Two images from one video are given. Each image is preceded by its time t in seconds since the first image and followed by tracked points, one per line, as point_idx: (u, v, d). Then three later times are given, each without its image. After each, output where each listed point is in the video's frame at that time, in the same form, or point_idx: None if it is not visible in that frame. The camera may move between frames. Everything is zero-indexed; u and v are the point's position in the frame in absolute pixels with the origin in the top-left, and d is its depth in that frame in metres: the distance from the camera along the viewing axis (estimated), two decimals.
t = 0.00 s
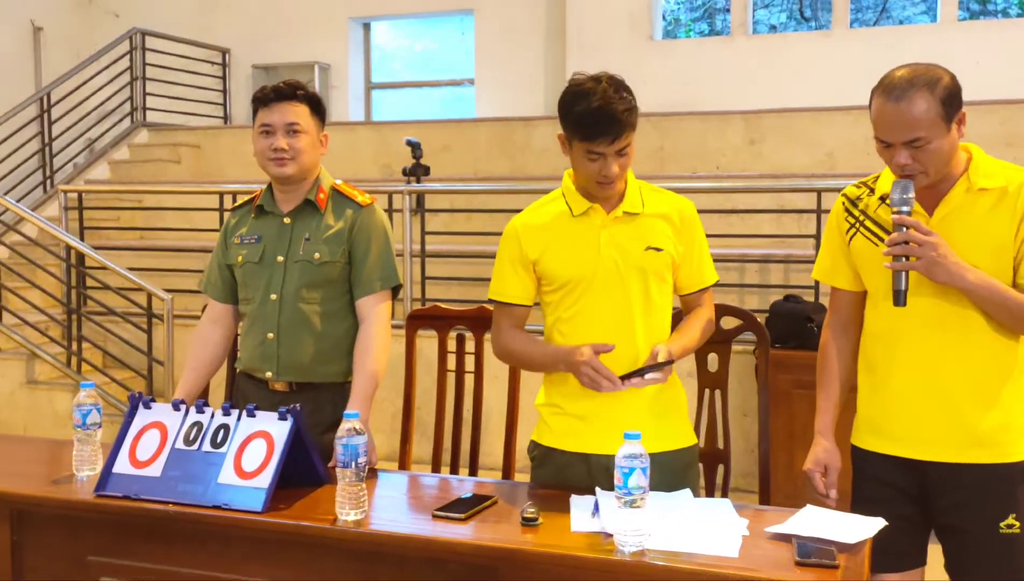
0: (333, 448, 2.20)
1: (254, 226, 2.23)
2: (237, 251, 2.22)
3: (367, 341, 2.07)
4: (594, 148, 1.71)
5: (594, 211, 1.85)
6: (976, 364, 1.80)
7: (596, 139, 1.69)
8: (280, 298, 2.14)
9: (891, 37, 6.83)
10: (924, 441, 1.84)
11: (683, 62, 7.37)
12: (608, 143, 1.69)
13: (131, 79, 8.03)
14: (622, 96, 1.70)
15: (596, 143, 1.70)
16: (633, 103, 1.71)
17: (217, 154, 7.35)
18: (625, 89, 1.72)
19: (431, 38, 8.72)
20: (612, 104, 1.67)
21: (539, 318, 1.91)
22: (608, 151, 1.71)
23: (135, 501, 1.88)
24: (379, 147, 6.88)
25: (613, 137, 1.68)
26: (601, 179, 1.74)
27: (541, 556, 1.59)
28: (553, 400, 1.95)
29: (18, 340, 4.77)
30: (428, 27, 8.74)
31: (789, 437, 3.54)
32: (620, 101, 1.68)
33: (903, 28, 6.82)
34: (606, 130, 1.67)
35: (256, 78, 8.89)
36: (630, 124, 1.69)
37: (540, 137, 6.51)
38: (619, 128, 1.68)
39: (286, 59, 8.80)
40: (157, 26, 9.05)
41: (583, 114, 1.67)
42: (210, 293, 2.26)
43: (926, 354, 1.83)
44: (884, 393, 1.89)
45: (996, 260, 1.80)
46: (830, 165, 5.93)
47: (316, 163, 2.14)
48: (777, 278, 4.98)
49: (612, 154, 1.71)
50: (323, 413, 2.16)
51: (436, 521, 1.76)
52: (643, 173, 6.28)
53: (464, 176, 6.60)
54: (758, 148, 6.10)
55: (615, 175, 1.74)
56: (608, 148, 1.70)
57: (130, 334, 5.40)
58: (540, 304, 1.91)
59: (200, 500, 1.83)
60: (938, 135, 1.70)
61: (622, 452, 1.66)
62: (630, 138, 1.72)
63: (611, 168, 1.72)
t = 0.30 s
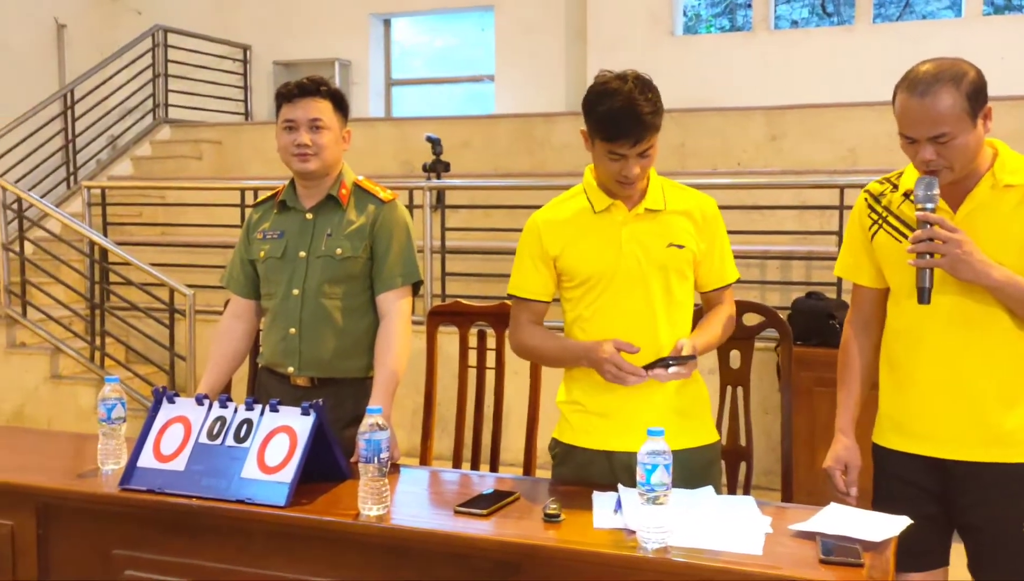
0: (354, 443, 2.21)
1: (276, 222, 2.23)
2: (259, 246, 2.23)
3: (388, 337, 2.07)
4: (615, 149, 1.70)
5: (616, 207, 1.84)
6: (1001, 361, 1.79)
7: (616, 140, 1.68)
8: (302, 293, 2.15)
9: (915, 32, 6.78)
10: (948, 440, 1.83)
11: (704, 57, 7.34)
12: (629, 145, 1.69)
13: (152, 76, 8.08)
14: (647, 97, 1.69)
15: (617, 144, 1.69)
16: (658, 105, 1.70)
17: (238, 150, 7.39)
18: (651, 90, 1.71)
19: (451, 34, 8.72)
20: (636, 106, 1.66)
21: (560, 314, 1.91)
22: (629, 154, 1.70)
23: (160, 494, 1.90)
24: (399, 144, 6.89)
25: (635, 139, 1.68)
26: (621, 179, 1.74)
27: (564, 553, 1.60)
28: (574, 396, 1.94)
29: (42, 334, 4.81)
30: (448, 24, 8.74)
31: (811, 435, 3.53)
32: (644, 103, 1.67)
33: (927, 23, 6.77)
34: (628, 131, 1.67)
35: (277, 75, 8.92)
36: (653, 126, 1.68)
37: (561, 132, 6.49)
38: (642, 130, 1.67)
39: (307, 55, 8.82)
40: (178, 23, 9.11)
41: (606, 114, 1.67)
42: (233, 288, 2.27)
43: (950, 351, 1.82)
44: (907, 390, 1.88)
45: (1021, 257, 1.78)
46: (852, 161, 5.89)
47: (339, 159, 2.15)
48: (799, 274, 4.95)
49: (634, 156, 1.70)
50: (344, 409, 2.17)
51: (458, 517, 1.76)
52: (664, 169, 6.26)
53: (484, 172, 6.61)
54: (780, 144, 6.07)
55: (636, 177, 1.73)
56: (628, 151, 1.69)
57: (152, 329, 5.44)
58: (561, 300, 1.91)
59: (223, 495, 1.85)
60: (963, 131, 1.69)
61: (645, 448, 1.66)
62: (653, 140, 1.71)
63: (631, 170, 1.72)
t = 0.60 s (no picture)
0: (378, 439, 2.21)
1: (299, 218, 2.24)
2: (283, 242, 2.24)
3: (412, 333, 2.08)
4: (644, 148, 1.70)
5: (642, 203, 1.84)
6: None
7: (645, 139, 1.68)
8: (325, 289, 2.16)
9: (939, 27, 6.72)
10: (976, 438, 1.81)
11: (727, 53, 7.31)
12: (657, 145, 1.69)
13: (175, 73, 8.13)
14: (675, 96, 1.69)
15: (645, 143, 1.69)
16: (686, 103, 1.70)
17: (261, 146, 7.43)
18: (680, 88, 1.71)
19: (473, 31, 8.72)
20: (665, 105, 1.66)
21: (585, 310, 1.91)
22: (657, 153, 1.70)
23: (186, 489, 1.91)
24: (421, 141, 6.90)
25: (664, 138, 1.68)
26: (648, 178, 1.74)
27: (589, 549, 1.59)
28: (598, 393, 1.94)
29: (68, 330, 4.85)
30: (471, 20, 8.73)
31: (835, 431, 3.52)
32: (673, 101, 1.67)
33: (954, 18, 6.70)
34: (657, 131, 1.66)
35: (300, 72, 8.95)
36: (683, 124, 1.68)
37: (582, 129, 6.48)
38: (671, 129, 1.67)
39: (329, 52, 8.85)
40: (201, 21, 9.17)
41: (635, 113, 1.66)
42: (255, 284, 2.28)
43: (979, 349, 1.80)
44: (934, 388, 1.87)
45: None
46: (877, 157, 5.85)
47: (362, 155, 2.16)
48: (823, 271, 4.93)
49: (662, 155, 1.70)
50: (368, 404, 2.18)
51: (483, 513, 1.76)
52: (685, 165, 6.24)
53: (506, 169, 6.61)
54: (803, 140, 6.03)
55: (663, 175, 1.73)
56: (657, 150, 1.69)
57: (176, 325, 5.49)
58: (587, 296, 1.90)
59: (248, 489, 1.86)
60: (991, 125, 1.67)
61: (671, 446, 1.66)
62: (682, 138, 1.71)
63: (659, 169, 1.72)
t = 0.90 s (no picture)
0: (404, 438, 2.22)
1: (325, 217, 2.25)
2: (308, 241, 2.25)
3: (436, 331, 2.08)
4: (676, 147, 1.69)
5: (671, 202, 1.83)
6: None
7: (677, 138, 1.68)
8: (351, 288, 2.17)
9: (967, 23, 6.65)
10: (1009, 440, 1.80)
11: (752, 51, 7.28)
12: (690, 141, 1.68)
13: (201, 72, 8.20)
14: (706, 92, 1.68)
15: (677, 141, 1.68)
16: (717, 99, 1.69)
17: (286, 145, 7.48)
18: (709, 85, 1.70)
19: (497, 30, 8.72)
20: (695, 101, 1.65)
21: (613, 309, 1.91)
22: (690, 150, 1.69)
23: (214, 486, 1.92)
24: (445, 140, 6.92)
25: (697, 136, 1.67)
26: (682, 176, 1.73)
27: (616, 549, 1.59)
28: (626, 392, 1.94)
29: (96, 328, 4.90)
30: (496, 18, 8.73)
31: (862, 432, 3.50)
32: (703, 98, 1.66)
33: (983, 14, 6.63)
34: (690, 128, 1.66)
35: (325, 71, 8.99)
36: (714, 121, 1.67)
37: (606, 128, 6.47)
38: (703, 126, 1.66)
39: (353, 51, 8.88)
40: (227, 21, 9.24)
41: (667, 111, 1.66)
42: (282, 283, 2.30)
43: (1011, 350, 1.78)
44: (964, 390, 1.85)
45: None
46: (904, 155, 5.80)
47: (389, 153, 2.17)
48: (850, 270, 4.89)
49: (696, 152, 1.69)
50: (394, 403, 2.19)
51: (510, 512, 1.77)
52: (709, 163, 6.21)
53: (531, 168, 6.61)
54: (829, 138, 5.99)
55: (697, 172, 1.72)
56: (690, 147, 1.68)
57: (202, 322, 5.54)
58: (615, 294, 1.91)
59: (276, 487, 1.87)
60: (1022, 123, 1.65)
61: (698, 446, 1.65)
62: (714, 135, 1.70)
63: (693, 165, 1.71)
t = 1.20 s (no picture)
0: (430, 436, 2.23)
1: (352, 216, 2.26)
2: (335, 240, 2.26)
3: (462, 330, 2.08)
4: (701, 148, 1.69)
5: (703, 201, 1.83)
6: None
7: (701, 140, 1.67)
8: (378, 287, 2.18)
9: (998, 20, 6.55)
10: None
11: (778, 50, 7.25)
12: (715, 143, 1.67)
13: (228, 72, 8.26)
14: (729, 91, 1.67)
15: (702, 144, 1.68)
16: (741, 98, 1.68)
17: (312, 145, 7.51)
18: (733, 84, 1.69)
19: (521, 28, 8.72)
20: (719, 101, 1.64)
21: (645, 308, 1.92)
22: (717, 151, 1.68)
23: (242, 484, 1.94)
24: (470, 139, 6.94)
25: (722, 137, 1.66)
26: (710, 176, 1.72)
27: (642, 549, 1.59)
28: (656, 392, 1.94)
29: (124, 325, 4.96)
30: (521, 17, 8.73)
31: (890, 433, 3.49)
32: (728, 97, 1.65)
33: (1014, 11, 6.55)
34: (714, 130, 1.65)
35: (350, 70, 9.04)
36: (739, 121, 1.66)
37: (631, 126, 6.46)
38: (727, 126, 1.65)
39: (379, 51, 8.92)
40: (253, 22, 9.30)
41: (691, 113, 1.65)
42: (309, 282, 2.31)
43: None
44: (993, 390, 1.83)
45: None
46: (933, 154, 5.75)
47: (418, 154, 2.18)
48: (877, 270, 4.86)
49: (722, 153, 1.69)
50: (422, 401, 2.20)
51: (536, 511, 1.77)
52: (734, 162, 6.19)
53: (556, 166, 6.60)
54: (857, 137, 5.95)
55: (725, 173, 1.72)
56: (715, 148, 1.68)
57: (229, 321, 5.59)
58: (647, 294, 1.91)
59: (303, 485, 1.88)
60: None
61: (725, 446, 1.64)
62: (740, 136, 1.69)
63: (720, 167, 1.70)
